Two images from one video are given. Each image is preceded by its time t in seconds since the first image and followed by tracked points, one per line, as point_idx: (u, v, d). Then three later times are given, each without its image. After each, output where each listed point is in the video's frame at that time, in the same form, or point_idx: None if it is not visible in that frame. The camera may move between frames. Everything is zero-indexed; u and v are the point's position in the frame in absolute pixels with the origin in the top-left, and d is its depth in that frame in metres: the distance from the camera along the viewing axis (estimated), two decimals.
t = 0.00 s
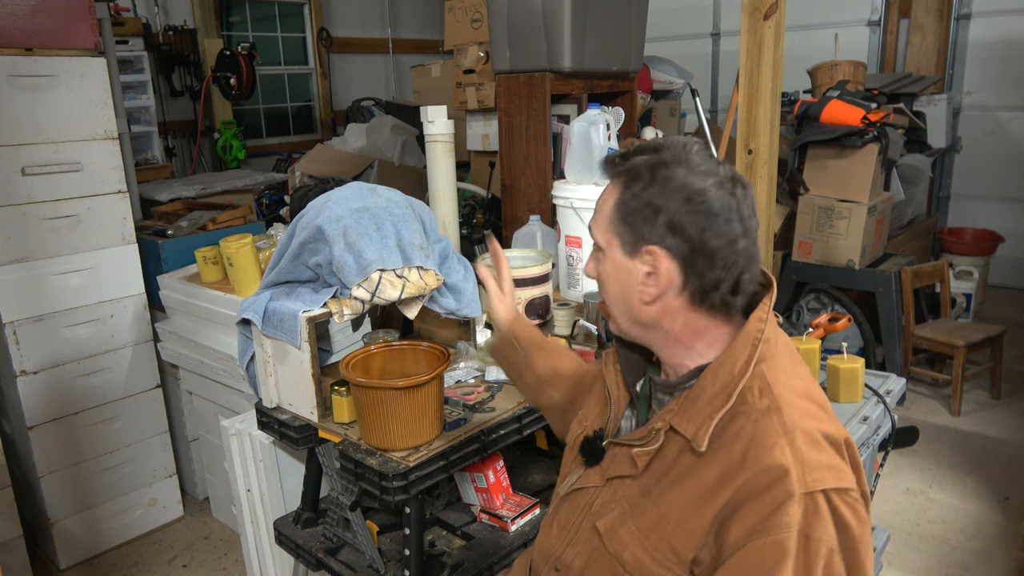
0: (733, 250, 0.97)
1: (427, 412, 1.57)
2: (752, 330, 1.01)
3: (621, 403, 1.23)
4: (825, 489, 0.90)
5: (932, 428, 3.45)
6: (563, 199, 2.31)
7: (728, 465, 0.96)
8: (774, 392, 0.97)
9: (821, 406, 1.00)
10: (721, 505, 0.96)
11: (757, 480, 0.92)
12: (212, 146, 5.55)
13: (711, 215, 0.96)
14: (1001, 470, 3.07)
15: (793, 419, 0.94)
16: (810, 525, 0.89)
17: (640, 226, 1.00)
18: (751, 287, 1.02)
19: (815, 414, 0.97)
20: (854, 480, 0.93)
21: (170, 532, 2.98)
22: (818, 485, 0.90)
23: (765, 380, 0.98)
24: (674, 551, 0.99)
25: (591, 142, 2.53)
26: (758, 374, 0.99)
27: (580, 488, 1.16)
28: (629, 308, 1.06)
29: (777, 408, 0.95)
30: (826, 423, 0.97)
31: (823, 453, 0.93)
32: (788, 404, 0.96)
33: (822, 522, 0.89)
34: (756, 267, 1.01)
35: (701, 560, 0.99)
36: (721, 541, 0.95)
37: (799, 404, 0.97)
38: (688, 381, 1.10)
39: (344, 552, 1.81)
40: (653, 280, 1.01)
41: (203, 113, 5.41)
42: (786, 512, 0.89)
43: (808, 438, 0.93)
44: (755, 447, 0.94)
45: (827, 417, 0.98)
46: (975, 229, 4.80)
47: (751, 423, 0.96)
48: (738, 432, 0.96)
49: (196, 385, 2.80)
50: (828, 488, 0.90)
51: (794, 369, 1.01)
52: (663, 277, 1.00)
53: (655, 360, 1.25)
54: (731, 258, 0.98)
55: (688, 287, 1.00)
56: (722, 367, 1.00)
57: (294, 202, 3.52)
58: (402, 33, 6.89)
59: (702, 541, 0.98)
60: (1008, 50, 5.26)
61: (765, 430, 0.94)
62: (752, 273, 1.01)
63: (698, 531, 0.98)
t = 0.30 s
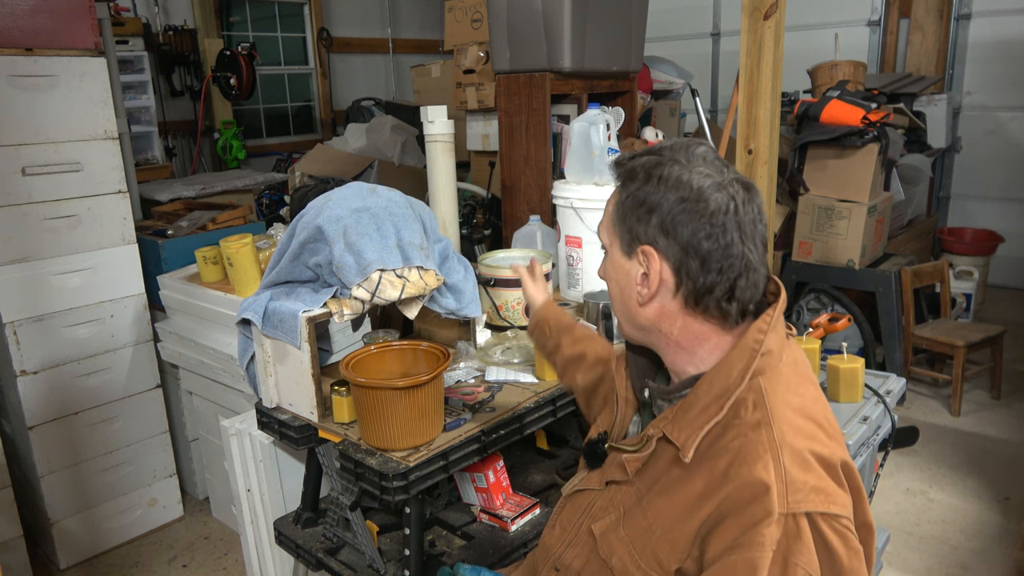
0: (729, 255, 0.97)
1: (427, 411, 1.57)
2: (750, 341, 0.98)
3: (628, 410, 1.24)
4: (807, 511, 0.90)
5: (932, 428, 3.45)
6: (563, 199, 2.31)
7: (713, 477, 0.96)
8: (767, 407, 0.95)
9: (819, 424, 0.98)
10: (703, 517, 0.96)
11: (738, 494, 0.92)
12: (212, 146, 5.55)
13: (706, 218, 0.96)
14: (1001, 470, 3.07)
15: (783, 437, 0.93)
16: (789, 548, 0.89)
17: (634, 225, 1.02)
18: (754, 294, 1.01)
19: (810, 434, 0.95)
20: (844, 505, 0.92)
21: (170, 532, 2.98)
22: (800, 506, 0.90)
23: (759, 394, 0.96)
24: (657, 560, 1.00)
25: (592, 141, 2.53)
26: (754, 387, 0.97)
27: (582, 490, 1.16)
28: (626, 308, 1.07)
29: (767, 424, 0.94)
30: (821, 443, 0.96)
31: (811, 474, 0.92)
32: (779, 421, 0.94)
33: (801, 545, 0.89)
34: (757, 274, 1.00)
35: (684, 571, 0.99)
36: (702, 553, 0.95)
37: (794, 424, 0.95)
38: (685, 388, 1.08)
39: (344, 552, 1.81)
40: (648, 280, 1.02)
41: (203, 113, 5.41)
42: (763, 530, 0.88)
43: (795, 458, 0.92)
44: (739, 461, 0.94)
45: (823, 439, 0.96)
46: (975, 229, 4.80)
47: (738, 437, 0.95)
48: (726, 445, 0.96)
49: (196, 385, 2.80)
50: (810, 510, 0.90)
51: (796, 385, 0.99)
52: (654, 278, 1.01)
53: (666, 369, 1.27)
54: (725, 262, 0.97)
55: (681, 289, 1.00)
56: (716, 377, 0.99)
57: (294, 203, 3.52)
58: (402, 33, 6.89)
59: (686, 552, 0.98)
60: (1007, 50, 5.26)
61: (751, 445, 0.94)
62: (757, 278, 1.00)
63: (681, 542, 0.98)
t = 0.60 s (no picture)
0: (748, 266, 0.98)
1: (427, 412, 1.57)
2: (761, 355, 0.99)
3: (629, 416, 1.23)
4: (822, 527, 0.90)
5: (931, 428, 3.45)
6: (562, 199, 2.31)
7: (726, 492, 0.96)
8: (779, 422, 0.96)
9: (830, 437, 0.99)
10: (715, 532, 0.96)
11: (753, 510, 0.92)
12: (212, 146, 5.55)
13: (727, 230, 0.96)
14: (1001, 470, 3.07)
15: (796, 452, 0.94)
16: (806, 564, 0.89)
17: (649, 237, 1.01)
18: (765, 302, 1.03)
19: (823, 448, 0.96)
20: (858, 518, 0.93)
21: (170, 532, 2.98)
22: (816, 523, 0.90)
23: (770, 409, 0.97)
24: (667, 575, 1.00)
25: (592, 142, 2.53)
26: (765, 400, 0.97)
27: (584, 497, 1.16)
28: (636, 319, 1.06)
29: (780, 439, 0.94)
30: (834, 456, 0.96)
31: (826, 489, 0.93)
32: (792, 435, 0.95)
33: (819, 561, 0.89)
34: (769, 283, 1.01)
35: None
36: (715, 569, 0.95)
37: (807, 437, 0.96)
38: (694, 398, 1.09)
39: (344, 552, 1.81)
40: (664, 293, 1.01)
41: (203, 113, 5.41)
42: (781, 549, 0.89)
43: (809, 472, 0.93)
44: (753, 477, 0.94)
45: (835, 452, 0.97)
46: (975, 229, 4.80)
47: (751, 452, 0.95)
48: (738, 460, 0.96)
49: (196, 385, 2.80)
50: (827, 526, 0.91)
51: (805, 397, 0.99)
52: (672, 290, 1.01)
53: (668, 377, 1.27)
54: (745, 274, 0.98)
55: (698, 301, 1.01)
56: (726, 391, 0.99)
57: (294, 203, 3.52)
58: (402, 33, 6.89)
59: (696, 566, 0.98)
60: (1007, 51, 5.26)
61: (765, 461, 0.94)
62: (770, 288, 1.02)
63: (692, 557, 0.98)
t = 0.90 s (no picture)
0: (730, 250, 0.98)
1: (427, 412, 1.57)
2: (749, 339, 0.99)
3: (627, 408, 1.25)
4: (811, 505, 0.90)
5: (932, 428, 3.45)
6: (563, 198, 2.31)
7: (717, 474, 0.96)
8: (768, 403, 0.96)
9: (821, 420, 0.98)
10: (708, 514, 0.96)
11: (743, 490, 0.92)
12: (212, 146, 5.55)
13: (707, 216, 0.97)
14: (1001, 470, 3.07)
15: (785, 432, 0.94)
16: (795, 542, 0.88)
17: (633, 229, 1.01)
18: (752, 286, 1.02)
19: (812, 429, 0.96)
20: (847, 498, 0.92)
21: (170, 532, 2.98)
22: (805, 500, 0.89)
23: (760, 391, 0.96)
24: (662, 558, 0.99)
25: (592, 142, 2.53)
26: (754, 383, 0.97)
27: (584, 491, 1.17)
28: (628, 310, 1.06)
29: (770, 420, 0.94)
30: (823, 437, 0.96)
31: (815, 468, 0.92)
32: (782, 416, 0.95)
33: (807, 539, 0.88)
34: (754, 266, 1.01)
35: (689, 570, 0.99)
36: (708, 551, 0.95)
37: (796, 419, 0.96)
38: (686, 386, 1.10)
39: (344, 552, 1.81)
40: (652, 283, 1.01)
41: (203, 113, 5.41)
42: (770, 525, 0.88)
43: (799, 451, 0.92)
44: (744, 457, 0.94)
45: (825, 433, 0.97)
46: (975, 229, 4.80)
47: (742, 433, 0.95)
48: (729, 442, 0.96)
49: (196, 385, 2.80)
50: (815, 504, 0.90)
51: (795, 381, 1.00)
52: (659, 279, 1.01)
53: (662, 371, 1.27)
54: (729, 258, 0.98)
55: (687, 288, 1.00)
56: (716, 375, 1.00)
57: (294, 203, 3.52)
58: (402, 33, 6.89)
59: (691, 550, 0.98)
60: (1007, 50, 5.26)
61: (755, 441, 0.94)
62: (755, 272, 1.02)
63: (686, 539, 0.98)
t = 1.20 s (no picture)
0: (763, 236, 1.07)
1: (428, 411, 1.57)
2: (750, 327, 1.02)
3: (624, 406, 1.26)
4: (819, 480, 0.89)
5: (932, 428, 3.45)
6: (563, 198, 2.31)
7: (724, 457, 0.97)
8: (772, 385, 0.97)
9: (823, 401, 0.99)
10: (717, 498, 0.96)
11: (750, 470, 0.93)
12: (212, 146, 5.55)
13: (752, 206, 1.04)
14: (1001, 470, 3.07)
15: (790, 411, 0.95)
16: (804, 517, 0.87)
17: (709, 225, 1.01)
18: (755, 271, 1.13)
19: (815, 409, 0.97)
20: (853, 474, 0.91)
21: (170, 532, 2.98)
22: (812, 475, 0.89)
23: (763, 374, 0.99)
24: (672, 546, 0.99)
25: (592, 142, 2.54)
26: (757, 367, 1.00)
27: (584, 490, 1.17)
28: (684, 311, 1.05)
29: (774, 401, 0.96)
30: (826, 416, 0.97)
31: (820, 445, 0.92)
32: (785, 396, 0.96)
33: (816, 513, 0.87)
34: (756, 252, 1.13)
35: (699, 557, 0.98)
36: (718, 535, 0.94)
37: (800, 399, 0.97)
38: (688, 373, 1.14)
39: (344, 552, 1.81)
40: (723, 274, 1.03)
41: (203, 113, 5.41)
42: (779, 500, 0.88)
43: (804, 429, 0.93)
44: (751, 437, 0.94)
45: (828, 414, 0.98)
46: (975, 229, 4.80)
47: (747, 415, 0.96)
48: (736, 425, 0.97)
49: (196, 385, 2.80)
50: (823, 480, 0.89)
51: (796, 365, 1.02)
52: (733, 268, 1.03)
53: (660, 361, 1.30)
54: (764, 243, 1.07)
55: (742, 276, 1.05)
56: (720, 362, 1.02)
57: (294, 203, 3.52)
58: (402, 33, 6.89)
59: (700, 536, 0.98)
60: (1007, 50, 5.25)
61: (761, 421, 0.95)
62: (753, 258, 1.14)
63: (696, 525, 0.98)
